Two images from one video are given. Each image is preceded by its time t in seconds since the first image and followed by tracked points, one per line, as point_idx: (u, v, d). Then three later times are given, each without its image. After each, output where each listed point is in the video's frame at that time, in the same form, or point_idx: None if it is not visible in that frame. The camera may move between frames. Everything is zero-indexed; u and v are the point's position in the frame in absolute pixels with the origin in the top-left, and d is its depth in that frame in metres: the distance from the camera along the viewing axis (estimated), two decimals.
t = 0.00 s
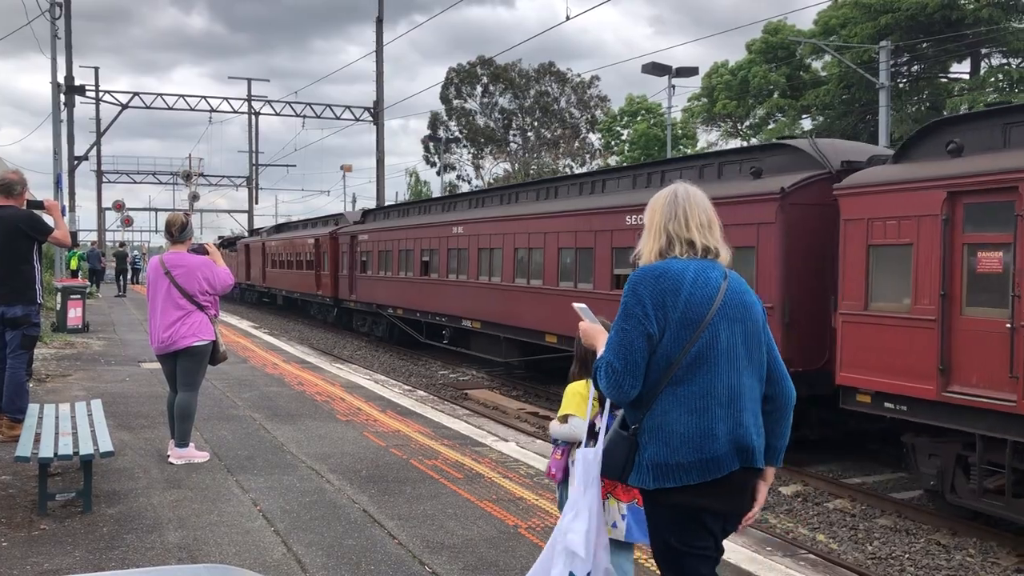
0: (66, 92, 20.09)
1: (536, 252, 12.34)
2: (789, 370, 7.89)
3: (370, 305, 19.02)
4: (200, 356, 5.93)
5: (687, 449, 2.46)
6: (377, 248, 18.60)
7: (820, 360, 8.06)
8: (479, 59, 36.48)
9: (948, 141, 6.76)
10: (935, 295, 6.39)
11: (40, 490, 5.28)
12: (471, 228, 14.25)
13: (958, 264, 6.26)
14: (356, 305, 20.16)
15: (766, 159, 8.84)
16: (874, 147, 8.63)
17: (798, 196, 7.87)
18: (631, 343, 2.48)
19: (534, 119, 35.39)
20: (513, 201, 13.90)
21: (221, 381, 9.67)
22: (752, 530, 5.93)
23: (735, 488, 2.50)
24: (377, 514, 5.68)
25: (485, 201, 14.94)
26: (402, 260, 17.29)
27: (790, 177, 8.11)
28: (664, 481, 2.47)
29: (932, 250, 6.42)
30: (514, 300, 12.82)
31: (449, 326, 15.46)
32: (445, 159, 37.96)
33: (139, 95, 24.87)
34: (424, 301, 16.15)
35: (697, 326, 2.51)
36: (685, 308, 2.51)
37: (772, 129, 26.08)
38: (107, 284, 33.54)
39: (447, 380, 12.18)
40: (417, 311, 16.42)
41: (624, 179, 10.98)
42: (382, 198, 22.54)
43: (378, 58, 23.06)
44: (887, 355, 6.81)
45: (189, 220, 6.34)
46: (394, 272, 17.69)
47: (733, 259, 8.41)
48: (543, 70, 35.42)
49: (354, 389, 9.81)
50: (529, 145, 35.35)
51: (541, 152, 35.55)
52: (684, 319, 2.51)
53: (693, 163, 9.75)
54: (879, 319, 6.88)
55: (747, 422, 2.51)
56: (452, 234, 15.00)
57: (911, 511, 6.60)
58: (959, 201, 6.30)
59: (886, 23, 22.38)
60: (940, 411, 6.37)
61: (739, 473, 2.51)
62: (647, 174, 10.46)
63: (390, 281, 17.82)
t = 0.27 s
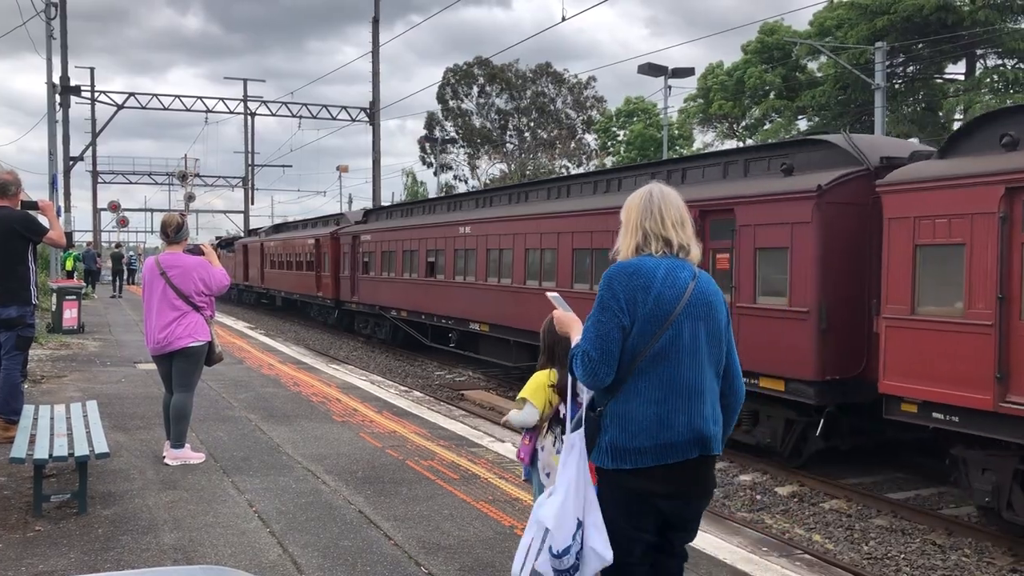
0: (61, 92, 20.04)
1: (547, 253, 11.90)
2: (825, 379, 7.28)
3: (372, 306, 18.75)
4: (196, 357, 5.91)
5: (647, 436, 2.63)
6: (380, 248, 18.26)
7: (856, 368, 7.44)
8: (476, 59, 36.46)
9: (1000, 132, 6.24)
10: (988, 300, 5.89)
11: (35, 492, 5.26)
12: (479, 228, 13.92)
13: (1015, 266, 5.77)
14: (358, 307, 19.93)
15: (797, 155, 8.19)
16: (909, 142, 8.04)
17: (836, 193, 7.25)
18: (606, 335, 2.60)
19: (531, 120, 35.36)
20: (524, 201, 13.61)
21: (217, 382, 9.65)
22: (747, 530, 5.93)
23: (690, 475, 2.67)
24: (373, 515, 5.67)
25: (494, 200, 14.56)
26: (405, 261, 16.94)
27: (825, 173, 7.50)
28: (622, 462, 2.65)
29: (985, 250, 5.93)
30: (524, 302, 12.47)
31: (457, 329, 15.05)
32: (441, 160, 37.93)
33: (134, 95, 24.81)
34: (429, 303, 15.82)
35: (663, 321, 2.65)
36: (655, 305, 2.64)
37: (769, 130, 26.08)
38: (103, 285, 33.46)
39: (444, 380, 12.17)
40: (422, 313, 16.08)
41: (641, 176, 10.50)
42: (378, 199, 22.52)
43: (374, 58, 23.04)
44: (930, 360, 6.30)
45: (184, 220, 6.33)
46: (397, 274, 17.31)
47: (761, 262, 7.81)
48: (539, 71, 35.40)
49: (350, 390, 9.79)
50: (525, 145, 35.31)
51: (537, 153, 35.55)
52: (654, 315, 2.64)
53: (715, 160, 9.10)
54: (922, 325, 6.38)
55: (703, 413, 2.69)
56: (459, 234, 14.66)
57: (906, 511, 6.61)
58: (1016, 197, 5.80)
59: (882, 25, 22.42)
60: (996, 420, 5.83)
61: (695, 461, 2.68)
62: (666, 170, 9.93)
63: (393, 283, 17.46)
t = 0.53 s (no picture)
0: (58, 92, 20.02)
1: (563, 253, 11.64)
2: (867, 388, 7.08)
3: (376, 308, 18.65)
4: (193, 358, 5.90)
5: (612, 425, 2.75)
6: (383, 248, 18.16)
7: (898, 376, 7.25)
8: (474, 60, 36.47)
9: None
10: None
11: (31, 492, 5.25)
12: (488, 227, 13.84)
13: None
14: (361, 309, 19.79)
15: (833, 151, 8.08)
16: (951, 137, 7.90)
17: (880, 190, 7.06)
18: (575, 331, 2.73)
19: (528, 120, 35.36)
20: (535, 198, 13.70)
21: (213, 382, 9.64)
22: (744, 530, 5.94)
23: (655, 463, 2.77)
24: (370, 515, 5.67)
25: (504, 199, 14.60)
26: (411, 262, 16.86)
27: (864, 171, 7.31)
28: (588, 450, 2.78)
29: None
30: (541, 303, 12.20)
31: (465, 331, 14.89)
32: (438, 160, 37.92)
33: (131, 95, 24.78)
34: (438, 305, 15.65)
35: (628, 316, 2.77)
36: (619, 301, 2.77)
37: (765, 130, 26.11)
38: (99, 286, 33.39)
39: (441, 380, 12.17)
40: (428, 313, 16.00)
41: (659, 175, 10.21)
42: (375, 199, 22.52)
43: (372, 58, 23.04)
44: (991, 367, 6.21)
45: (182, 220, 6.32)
46: (404, 274, 17.18)
47: (799, 262, 7.60)
48: (537, 71, 35.41)
49: (347, 390, 9.79)
50: (523, 145, 35.30)
51: (535, 153, 35.58)
52: (618, 309, 2.77)
53: (743, 156, 9.03)
54: (977, 329, 6.34)
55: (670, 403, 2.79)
56: (467, 233, 14.60)
57: (903, 511, 6.61)
58: None
59: (878, 26, 22.49)
60: None
61: (660, 450, 2.78)
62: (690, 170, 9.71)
63: (398, 283, 17.40)
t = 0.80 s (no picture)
0: (56, 92, 20.01)
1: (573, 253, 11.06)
2: (916, 398, 6.53)
3: (382, 309, 18.62)
4: (191, 357, 5.90)
5: (568, 424, 2.81)
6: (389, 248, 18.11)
7: (949, 386, 6.65)
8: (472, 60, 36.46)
9: None
10: None
11: (29, 492, 5.25)
12: (500, 227, 13.72)
13: None
14: (366, 309, 19.73)
15: (875, 146, 7.53)
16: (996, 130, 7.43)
17: (930, 186, 6.53)
18: (531, 337, 2.81)
19: (526, 120, 35.37)
20: (548, 197, 13.69)
21: (211, 382, 9.64)
22: (742, 530, 5.94)
23: (611, 458, 2.83)
24: (367, 515, 5.67)
25: (516, 198, 14.60)
26: (418, 262, 16.80)
27: (914, 166, 6.76)
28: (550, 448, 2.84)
29: None
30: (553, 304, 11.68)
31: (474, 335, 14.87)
32: (437, 160, 37.91)
33: (129, 95, 24.76)
34: (445, 305, 15.64)
35: (582, 319, 2.85)
36: (574, 305, 2.84)
37: (763, 131, 26.13)
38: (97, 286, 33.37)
39: (439, 381, 12.17)
40: (435, 314, 15.94)
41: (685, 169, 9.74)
42: (372, 199, 22.51)
43: (370, 58, 23.03)
44: None
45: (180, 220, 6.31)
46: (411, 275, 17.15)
47: (840, 263, 7.06)
48: (535, 71, 35.41)
49: (345, 390, 9.79)
50: (521, 146, 35.29)
51: (533, 153, 35.59)
52: (573, 314, 2.84)
53: (775, 152, 8.57)
54: None
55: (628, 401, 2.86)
56: (478, 233, 14.52)
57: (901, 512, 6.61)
58: None
59: (877, 27, 22.52)
60: None
61: (615, 445, 2.84)
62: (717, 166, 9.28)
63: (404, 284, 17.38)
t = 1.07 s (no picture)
0: (55, 92, 20.01)
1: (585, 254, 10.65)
2: (971, 408, 6.13)
3: (388, 311, 18.57)
4: (190, 357, 5.90)
5: (530, 408, 3.06)
6: (397, 249, 18.05)
7: (1008, 394, 6.30)
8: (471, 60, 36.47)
9: None
10: None
11: (28, 492, 5.25)
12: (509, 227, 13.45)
13: None
14: (372, 311, 19.71)
15: (921, 140, 7.09)
16: None
17: (985, 182, 6.14)
18: (496, 328, 3.06)
19: (526, 120, 35.39)
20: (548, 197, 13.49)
21: (211, 383, 9.64)
22: (741, 531, 5.94)
23: (569, 439, 3.08)
24: (366, 516, 5.66)
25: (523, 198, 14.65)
26: (427, 262, 16.72)
27: (967, 162, 6.39)
28: (513, 431, 3.08)
29: None
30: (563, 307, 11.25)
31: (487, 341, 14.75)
32: (436, 160, 37.92)
33: (128, 94, 24.73)
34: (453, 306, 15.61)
35: (542, 310, 3.11)
36: (534, 297, 3.10)
37: (762, 131, 26.15)
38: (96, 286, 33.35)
39: (438, 381, 12.17)
40: (444, 317, 15.87)
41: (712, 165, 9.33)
42: (371, 199, 22.52)
43: (369, 58, 23.04)
44: None
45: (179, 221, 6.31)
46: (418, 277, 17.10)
47: (887, 265, 6.68)
48: (535, 72, 35.42)
49: (344, 390, 9.79)
50: (521, 146, 35.31)
51: (532, 153, 35.61)
52: (533, 305, 3.10)
53: (811, 147, 8.17)
54: None
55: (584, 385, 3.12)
56: (490, 234, 14.30)
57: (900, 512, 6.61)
58: None
59: (876, 28, 22.53)
60: None
61: (575, 427, 3.09)
62: (746, 161, 8.87)
63: (412, 285, 17.31)
